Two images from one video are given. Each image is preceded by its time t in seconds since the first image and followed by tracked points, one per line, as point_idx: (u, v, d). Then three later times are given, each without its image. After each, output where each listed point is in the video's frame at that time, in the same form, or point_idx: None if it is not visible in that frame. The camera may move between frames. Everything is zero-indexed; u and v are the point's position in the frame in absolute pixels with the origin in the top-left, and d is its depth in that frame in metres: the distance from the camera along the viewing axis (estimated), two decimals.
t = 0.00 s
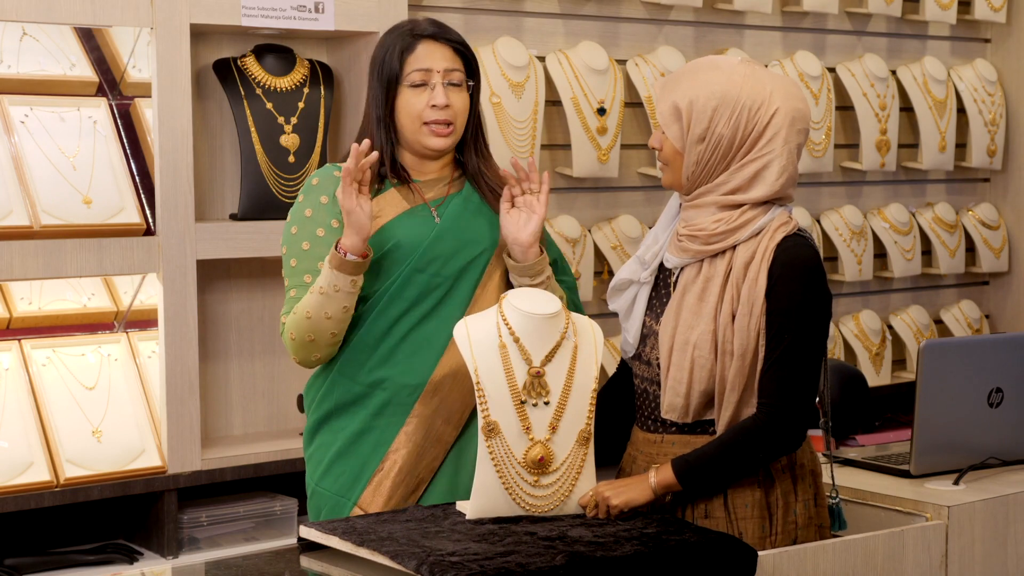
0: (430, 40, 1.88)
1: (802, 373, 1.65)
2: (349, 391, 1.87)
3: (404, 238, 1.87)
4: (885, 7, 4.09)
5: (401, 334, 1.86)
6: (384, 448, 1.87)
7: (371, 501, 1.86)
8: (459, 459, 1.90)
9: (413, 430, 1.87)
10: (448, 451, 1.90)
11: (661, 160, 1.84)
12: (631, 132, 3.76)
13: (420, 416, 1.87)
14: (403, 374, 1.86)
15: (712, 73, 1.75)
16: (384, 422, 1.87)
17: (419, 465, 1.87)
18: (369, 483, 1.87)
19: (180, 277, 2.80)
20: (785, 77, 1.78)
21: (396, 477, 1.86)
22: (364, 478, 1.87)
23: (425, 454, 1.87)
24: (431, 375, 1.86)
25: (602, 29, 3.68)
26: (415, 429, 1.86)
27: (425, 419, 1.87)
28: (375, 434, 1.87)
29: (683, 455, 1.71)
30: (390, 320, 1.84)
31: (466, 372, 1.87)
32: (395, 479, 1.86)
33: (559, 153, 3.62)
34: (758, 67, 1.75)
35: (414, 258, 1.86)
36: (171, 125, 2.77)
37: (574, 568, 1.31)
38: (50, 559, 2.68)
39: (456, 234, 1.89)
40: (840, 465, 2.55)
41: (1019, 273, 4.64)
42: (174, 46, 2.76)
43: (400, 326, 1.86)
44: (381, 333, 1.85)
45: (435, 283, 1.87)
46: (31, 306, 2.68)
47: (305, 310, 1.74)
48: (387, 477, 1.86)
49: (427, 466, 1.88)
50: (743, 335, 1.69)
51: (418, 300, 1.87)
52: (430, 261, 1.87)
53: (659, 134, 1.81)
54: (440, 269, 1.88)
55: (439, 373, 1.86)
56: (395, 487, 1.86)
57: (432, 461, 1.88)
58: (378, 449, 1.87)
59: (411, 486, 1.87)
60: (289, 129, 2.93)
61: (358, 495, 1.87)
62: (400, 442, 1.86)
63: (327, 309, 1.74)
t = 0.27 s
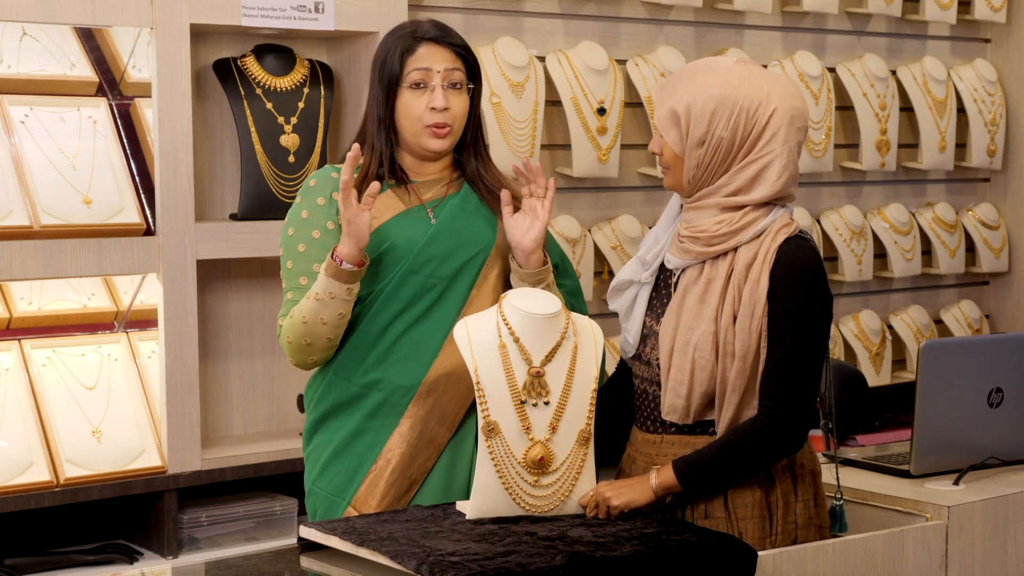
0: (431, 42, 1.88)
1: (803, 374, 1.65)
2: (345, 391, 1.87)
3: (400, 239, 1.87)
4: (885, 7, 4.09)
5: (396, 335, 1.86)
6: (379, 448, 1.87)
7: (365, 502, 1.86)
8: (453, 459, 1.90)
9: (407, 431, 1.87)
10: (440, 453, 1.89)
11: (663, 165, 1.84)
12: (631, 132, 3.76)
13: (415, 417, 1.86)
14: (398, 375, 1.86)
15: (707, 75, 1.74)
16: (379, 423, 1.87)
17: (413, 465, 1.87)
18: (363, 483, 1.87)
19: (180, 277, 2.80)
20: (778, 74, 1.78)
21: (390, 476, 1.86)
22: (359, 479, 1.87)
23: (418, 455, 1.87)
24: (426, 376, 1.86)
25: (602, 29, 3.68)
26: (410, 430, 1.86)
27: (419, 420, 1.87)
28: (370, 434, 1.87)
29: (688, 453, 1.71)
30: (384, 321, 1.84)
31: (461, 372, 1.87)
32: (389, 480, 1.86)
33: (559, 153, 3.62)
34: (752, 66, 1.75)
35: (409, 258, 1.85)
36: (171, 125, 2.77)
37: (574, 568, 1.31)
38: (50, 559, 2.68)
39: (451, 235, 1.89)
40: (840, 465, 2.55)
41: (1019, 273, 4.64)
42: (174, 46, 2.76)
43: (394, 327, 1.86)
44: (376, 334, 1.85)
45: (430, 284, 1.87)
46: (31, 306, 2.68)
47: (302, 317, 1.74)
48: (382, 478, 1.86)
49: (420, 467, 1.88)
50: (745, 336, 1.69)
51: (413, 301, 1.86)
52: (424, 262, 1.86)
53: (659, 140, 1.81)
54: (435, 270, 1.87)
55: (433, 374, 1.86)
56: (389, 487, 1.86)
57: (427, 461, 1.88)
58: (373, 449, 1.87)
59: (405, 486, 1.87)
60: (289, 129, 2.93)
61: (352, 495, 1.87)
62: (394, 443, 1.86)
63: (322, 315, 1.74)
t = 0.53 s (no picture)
0: (420, 40, 1.88)
1: (804, 374, 1.66)
2: (343, 393, 1.86)
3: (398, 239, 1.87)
4: (885, 7, 4.09)
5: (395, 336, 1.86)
6: (378, 450, 1.87)
7: (365, 504, 1.86)
8: (454, 459, 1.90)
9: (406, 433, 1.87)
10: (440, 456, 1.90)
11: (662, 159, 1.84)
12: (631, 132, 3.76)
13: (413, 418, 1.86)
14: (398, 376, 1.86)
15: (715, 73, 1.75)
16: (378, 424, 1.87)
17: (413, 467, 1.87)
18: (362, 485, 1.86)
19: (180, 277, 2.80)
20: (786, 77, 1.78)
21: (390, 479, 1.86)
22: (358, 481, 1.86)
23: (417, 457, 1.87)
24: (426, 377, 1.86)
25: (602, 29, 3.68)
26: (410, 432, 1.86)
27: (419, 422, 1.87)
28: (369, 436, 1.87)
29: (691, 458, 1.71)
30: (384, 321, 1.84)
31: (460, 372, 1.87)
32: (389, 482, 1.86)
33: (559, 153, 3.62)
34: (760, 67, 1.76)
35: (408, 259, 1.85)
36: (171, 125, 2.77)
37: (574, 568, 1.31)
38: (50, 559, 2.68)
39: (450, 235, 1.89)
40: (840, 465, 2.55)
41: (1019, 273, 4.64)
42: (174, 46, 2.76)
43: (394, 328, 1.85)
44: (375, 335, 1.85)
45: (429, 284, 1.87)
46: (31, 306, 2.68)
47: (301, 319, 1.74)
48: (382, 480, 1.86)
49: (420, 469, 1.88)
50: (744, 336, 1.69)
51: (413, 302, 1.86)
52: (424, 262, 1.86)
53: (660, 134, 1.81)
54: (434, 271, 1.87)
55: (433, 376, 1.86)
56: (389, 489, 1.86)
57: (427, 462, 1.88)
58: (372, 451, 1.87)
59: (405, 488, 1.87)
60: (289, 129, 2.93)
61: (352, 497, 1.86)
62: (394, 445, 1.86)
63: (323, 316, 1.73)
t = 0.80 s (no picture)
0: (418, 41, 1.88)
1: (802, 373, 1.66)
2: (341, 395, 1.86)
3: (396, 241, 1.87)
4: (885, 7, 4.09)
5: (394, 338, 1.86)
6: (377, 452, 1.86)
7: (363, 507, 1.85)
8: (453, 461, 1.90)
9: (406, 434, 1.87)
10: (439, 459, 1.89)
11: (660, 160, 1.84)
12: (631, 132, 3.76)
13: (412, 420, 1.87)
14: (396, 378, 1.86)
15: (711, 74, 1.75)
16: (377, 427, 1.87)
17: (412, 470, 1.87)
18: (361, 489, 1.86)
19: (181, 277, 2.80)
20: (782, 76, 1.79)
21: (389, 482, 1.85)
22: (356, 484, 1.86)
23: (416, 459, 1.87)
24: (425, 379, 1.86)
25: (602, 29, 3.68)
26: (410, 433, 1.87)
27: (418, 424, 1.87)
28: (368, 438, 1.87)
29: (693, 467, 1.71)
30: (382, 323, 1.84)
31: (459, 374, 1.87)
32: (388, 485, 1.85)
33: (559, 153, 3.62)
34: (756, 67, 1.76)
35: (406, 261, 1.86)
36: (171, 125, 2.77)
37: (574, 568, 1.31)
38: (50, 559, 2.68)
39: (448, 237, 1.89)
40: (840, 465, 2.56)
41: (1019, 272, 4.64)
42: (174, 46, 2.76)
43: (393, 330, 1.86)
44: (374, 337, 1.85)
45: (428, 286, 1.87)
46: (31, 306, 2.68)
47: (300, 330, 1.74)
48: (380, 482, 1.85)
49: (419, 472, 1.87)
50: (743, 336, 1.70)
51: (411, 303, 1.87)
52: (422, 264, 1.87)
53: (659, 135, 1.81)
54: (433, 272, 1.88)
55: (431, 378, 1.86)
56: (387, 492, 1.85)
57: (426, 465, 1.88)
58: (370, 454, 1.87)
59: (405, 491, 1.87)
60: (289, 129, 2.93)
61: (350, 500, 1.86)
62: (392, 447, 1.86)
63: (323, 328, 1.73)
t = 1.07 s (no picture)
0: (413, 40, 1.88)
1: (802, 374, 1.65)
2: (334, 401, 1.86)
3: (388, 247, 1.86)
4: (885, 7, 4.09)
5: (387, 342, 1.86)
6: (372, 456, 1.87)
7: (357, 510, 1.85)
8: (448, 461, 1.91)
9: (400, 439, 1.87)
10: (434, 461, 1.90)
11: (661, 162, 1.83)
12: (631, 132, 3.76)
13: (407, 423, 1.87)
14: (391, 383, 1.85)
15: (706, 77, 1.74)
16: (371, 431, 1.87)
17: (406, 474, 1.87)
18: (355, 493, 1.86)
19: (181, 277, 2.81)
20: (777, 73, 1.79)
21: (383, 486, 1.86)
22: (350, 488, 1.86)
23: (411, 463, 1.88)
24: (418, 383, 1.86)
25: (602, 29, 3.68)
26: (402, 439, 1.87)
27: (413, 427, 1.87)
28: (362, 442, 1.87)
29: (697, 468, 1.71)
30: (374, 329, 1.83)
31: (453, 377, 1.88)
32: (382, 489, 1.85)
33: (559, 153, 3.62)
34: (751, 66, 1.76)
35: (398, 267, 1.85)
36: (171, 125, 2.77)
37: (575, 568, 1.31)
38: (50, 559, 2.68)
39: (440, 240, 1.88)
40: (840, 465, 2.56)
41: (1019, 273, 4.64)
42: (174, 46, 2.76)
43: (387, 334, 1.85)
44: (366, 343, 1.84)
45: (420, 291, 1.86)
46: (31, 306, 2.67)
47: (300, 347, 1.74)
48: (373, 487, 1.86)
49: (413, 475, 1.88)
50: (744, 335, 1.70)
51: (404, 308, 1.86)
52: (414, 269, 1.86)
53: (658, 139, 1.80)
54: (425, 277, 1.87)
55: (426, 383, 1.86)
56: (382, 496, 1.85)
57: (420, 468, 1.88)
58: (365, 458, 1.87)
59: (399, 496, 1.87)
60: (289, 129, 2.93)
61: (344, 504, 1.86)
62: (387, 452, 1.86)
63: (325, 347, 1.74)
